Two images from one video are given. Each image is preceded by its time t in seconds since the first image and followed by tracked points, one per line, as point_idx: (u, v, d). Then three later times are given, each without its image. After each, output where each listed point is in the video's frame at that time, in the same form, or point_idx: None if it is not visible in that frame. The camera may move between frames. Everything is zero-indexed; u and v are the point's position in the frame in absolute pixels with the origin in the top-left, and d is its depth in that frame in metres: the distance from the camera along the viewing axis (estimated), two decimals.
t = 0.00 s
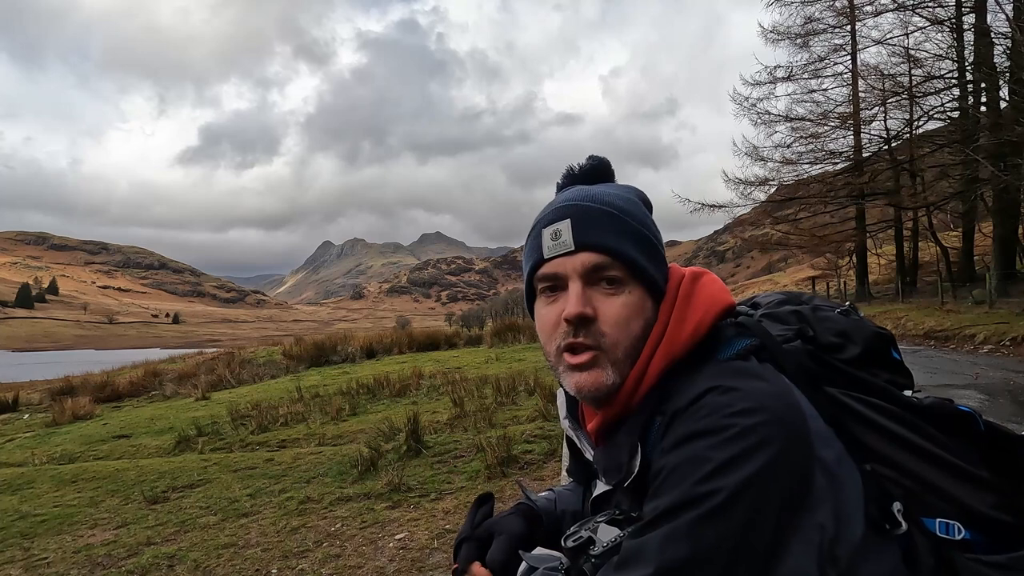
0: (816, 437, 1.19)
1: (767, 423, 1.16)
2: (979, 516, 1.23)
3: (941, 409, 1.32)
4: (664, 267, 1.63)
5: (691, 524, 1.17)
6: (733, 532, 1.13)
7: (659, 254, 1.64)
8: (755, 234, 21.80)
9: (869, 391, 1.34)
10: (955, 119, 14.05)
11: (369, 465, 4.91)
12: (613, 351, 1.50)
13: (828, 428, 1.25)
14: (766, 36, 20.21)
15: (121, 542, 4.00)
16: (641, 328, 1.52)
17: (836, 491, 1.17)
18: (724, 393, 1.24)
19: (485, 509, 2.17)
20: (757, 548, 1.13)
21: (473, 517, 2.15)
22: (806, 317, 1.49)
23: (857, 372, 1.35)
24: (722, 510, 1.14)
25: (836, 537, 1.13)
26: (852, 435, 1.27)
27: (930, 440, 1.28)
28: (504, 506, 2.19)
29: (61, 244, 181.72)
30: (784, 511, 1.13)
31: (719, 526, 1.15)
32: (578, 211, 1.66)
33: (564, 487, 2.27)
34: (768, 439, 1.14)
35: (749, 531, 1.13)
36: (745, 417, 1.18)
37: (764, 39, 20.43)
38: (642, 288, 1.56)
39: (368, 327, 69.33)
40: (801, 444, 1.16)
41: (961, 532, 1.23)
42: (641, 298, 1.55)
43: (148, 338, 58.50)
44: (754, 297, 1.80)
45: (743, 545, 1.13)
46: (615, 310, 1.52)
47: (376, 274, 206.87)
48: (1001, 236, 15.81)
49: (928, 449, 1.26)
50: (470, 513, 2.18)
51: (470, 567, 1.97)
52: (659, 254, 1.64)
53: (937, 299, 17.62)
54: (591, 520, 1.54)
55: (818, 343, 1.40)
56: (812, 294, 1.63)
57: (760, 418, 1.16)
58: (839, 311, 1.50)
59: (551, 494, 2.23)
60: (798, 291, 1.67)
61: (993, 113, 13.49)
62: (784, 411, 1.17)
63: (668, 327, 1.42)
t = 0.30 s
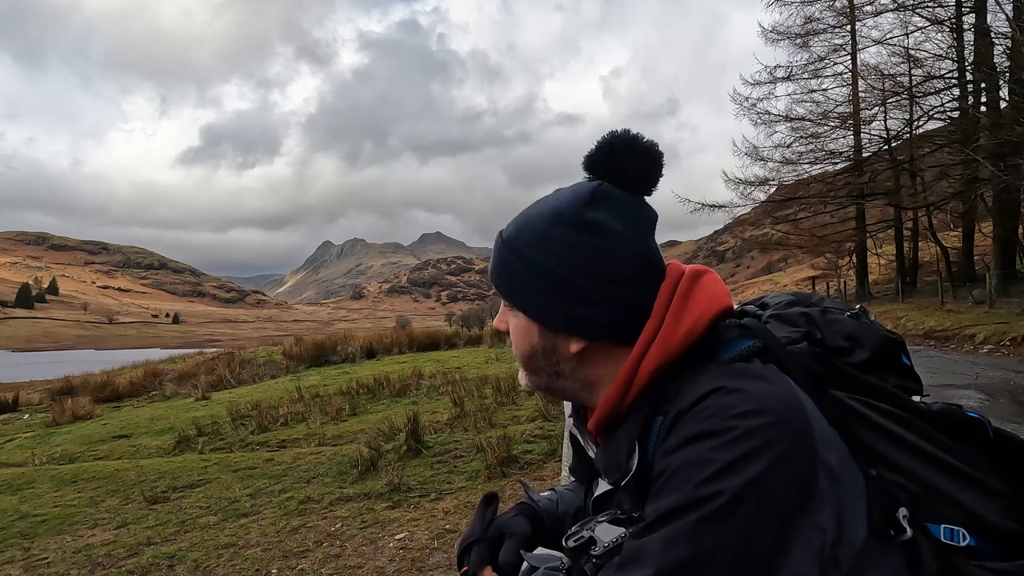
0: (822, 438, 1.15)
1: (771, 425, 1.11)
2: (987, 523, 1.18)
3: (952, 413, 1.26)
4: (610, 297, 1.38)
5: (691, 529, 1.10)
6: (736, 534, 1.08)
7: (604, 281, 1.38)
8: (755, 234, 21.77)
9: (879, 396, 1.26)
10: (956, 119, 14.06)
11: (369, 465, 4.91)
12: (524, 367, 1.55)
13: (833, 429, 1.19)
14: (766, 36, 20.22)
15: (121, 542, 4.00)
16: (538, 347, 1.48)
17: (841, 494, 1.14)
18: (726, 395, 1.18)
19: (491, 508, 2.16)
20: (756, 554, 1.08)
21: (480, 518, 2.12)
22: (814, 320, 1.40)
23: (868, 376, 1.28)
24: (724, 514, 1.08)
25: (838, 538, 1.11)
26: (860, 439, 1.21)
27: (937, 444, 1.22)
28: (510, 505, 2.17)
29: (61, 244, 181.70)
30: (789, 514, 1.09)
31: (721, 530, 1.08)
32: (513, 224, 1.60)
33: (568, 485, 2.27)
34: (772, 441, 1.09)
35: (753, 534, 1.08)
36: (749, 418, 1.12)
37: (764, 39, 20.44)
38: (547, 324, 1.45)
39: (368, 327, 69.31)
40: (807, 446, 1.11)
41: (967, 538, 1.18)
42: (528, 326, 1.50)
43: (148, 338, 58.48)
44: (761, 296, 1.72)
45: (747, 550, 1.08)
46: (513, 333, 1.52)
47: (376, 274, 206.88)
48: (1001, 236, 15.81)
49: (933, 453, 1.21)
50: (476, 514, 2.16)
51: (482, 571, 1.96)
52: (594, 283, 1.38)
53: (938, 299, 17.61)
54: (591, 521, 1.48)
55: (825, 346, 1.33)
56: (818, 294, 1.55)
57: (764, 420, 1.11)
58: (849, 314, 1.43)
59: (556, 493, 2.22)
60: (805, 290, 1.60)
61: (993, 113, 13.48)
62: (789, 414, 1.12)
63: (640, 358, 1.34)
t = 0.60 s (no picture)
0: (804, 431, 1.13)
1: (744, 417, 1.10)
2: (999, 539, 1.09)
3: (957, 424, 1.18)
4: (614, 295, 1.39)
5: (672, 524, 1.10)
6: (715, 528, 1.08)
7: (602, 280, 1.39)
8: (755, 233, 21.76)
9: (881, 401, 1.23)
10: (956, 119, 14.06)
11: (369, 465, 4.91)
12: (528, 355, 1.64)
13: (825, 430, 1.17)
14: (766, 36, 20.22)
15: (121, 542, 4.00)
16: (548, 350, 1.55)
17: (827, 491, 1.12)
18: (702, 387, 1.17)
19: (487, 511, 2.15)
20: (738, 550, 1.08)
21: (475, 526, 2.11)
22: (817, 322, 1.36)
23: (868, 380, 1.25)
24: (701, 507, 1.08)
25: (822, 533, 1.10)
26: (859, 443, 1.18)
27: (943, 453, 1.16)
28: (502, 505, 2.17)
29: (60, 244, 181.60)
30: (769, 510, 1.08)
31: (699, 525, 1.08)
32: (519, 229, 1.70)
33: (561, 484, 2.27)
34: (746, 432, 1.09)
35: (732, 532, 1.07)
36: (723, 410, 1.12)
37: (764, 39, 20.43)
38: (545, 324, 1.49)
39: (368, 327, 69.30)
40: (785, 437, 1.10)
41: (972, 551, 1.11)
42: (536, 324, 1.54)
43: (148, 338, 58.44)
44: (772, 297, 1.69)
45: (728, 551, 1.08)
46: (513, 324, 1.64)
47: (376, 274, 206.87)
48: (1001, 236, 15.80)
49: (937, 462, 1.15)
50: (472, 520, 2.15)
51: None
52: (591, 284, 1.40)
53: (937, 299, 17.60)
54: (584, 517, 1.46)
55: (826, 349, 1.29)
56: (829, 296, 1.52)
57: (738, 411, 1.11)
58: (857, 318, 1.39)
59: (549, 492, 2.23)
60: (817, 292, 1.56)
61: (993, 113, 13.48)
62: (763, 406, 1.11)
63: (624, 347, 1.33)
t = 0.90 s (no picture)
0: (790, 430, 1.13)
1: (726, 413, 1.10)
2: (1010, 545, 1.04)
3: (965, 427, 1.13)
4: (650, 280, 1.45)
5: (656, 521, 1.10)
6: (699, 525, 1.08)
7: (642, 265, 1.43)
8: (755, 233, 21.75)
9: (880, 401, 1.22)
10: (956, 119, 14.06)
11: (369, 465, 4.91)
12: (550, 349, 1.60)
13: (818, 427, 1.18)
14: (766, 36, 20.20)
15: (121, 542, 4.01)
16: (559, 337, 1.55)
17: (814, 488, 1.12)
18: (687, 384, 1.18)
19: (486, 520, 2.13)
20: (721, 549, 1.08)
21: (473, 538, 2.07)
22: (817, 320, 1.35)
23: (866, 380, 1.24)
24: (682, 504, 1.08)
25: (808, 530, 1.10)
26: (855, 442, 1.19)
27: (949, 455, 1.12)
28: (498, 514, 2.14)
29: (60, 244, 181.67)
30: (752, 508, 1.08)
31: (682, 521, 1.09)
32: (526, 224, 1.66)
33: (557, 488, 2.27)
34: (726, 430, 1.09)
35: (717, 529, 1.07)
36: (706, 408, 1.12)
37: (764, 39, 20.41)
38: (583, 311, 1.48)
39: (367, 327, 69.32)
40: (768, 436, 1.10)
41: (980, 556, 1.06)
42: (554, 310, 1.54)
43: (148, 338, 58.44)
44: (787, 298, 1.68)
45: (711, 549, 1.07)
46: (536, 318, 1.59)
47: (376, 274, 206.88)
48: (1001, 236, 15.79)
49: (937, 463, 1.12)
50: (470, 530, 2.12)
51: None
52: (633, 268, 1.44)
53: (938, 299, 17.59)
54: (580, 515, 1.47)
55: (823, 348, 1.30)
56: (838, 295, 1.49)
57: (721, 407, 1.11)
58: (860, 316, 1.37)
59: (546, 495, 2.22)
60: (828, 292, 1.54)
61: (993, 113, 13.48)
62: (746, 402, 1.11)
63: (618, 332, 1.33)
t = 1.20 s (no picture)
0: (805, 435, 1.13)
1: (746, 419, 1.09)
2: (1012, 543, 1.06)
3: (970, 425, 1.13)
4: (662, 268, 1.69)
5: (674, 524, 1.11)
6: (715, 530, 1.08)
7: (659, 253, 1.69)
8: (755, 233, 21.66)
9: (888, 401, 1.21)
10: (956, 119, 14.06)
11: (369, 465, 4.91)
12: (600, 345, 1.48)
13: (830, 430, 1.18)
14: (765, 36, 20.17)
15: (122, 542, 4.01)
16: (624, 322, 1.49)
17: (829, 492, 1.11)
18: (705, 389, 1.17)
19: (489, 521, 2.13)
20: (736, 553, 1.08)
21: (477, 538, 2.07)
22: (823, 319, 1.35)
23: (878, 382, 1.22)
24: (700, 508, 1.09)
25: (824, 536, 1.09)
26: (867, 443, 1.18)
27: (955, 455, 1.13)
28: (501, 515, 2.14)
29: (60, 244, 181.64)
30: (766, 512, 1.08)
31: (698, 525, 1.09)
32: (546, 219, 1.65)
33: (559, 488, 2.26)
34: (745, 437, 1.08)
35: (730, 531, 1.08)
36: (725, 413, 1.11)
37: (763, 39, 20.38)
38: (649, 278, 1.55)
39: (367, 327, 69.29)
40: (783, 442, 1.09)
41: (983, 553, 1.08)
42: (623, 290, 1.51)
43: (148, 338, 58.42)
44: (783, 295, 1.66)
45: (723, 550, 1.08)
46: (596, 305, 1.50)
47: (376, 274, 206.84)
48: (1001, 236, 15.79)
49: (944, 463, 1.12)
50: (474, 532, 2.11)
51: None
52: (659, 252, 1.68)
53: (938, 299, 17.58)
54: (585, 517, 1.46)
55: (832, 348, 1.28)
56: (839, 293, 1.48)
57: (739, 413, 1.10)
58: (864, 315, 1.36)
59: (549, 495, 2.21)
60: (828, 291, 1.53)
61: (993, 113, 13.47)
62: (763, 407, 1.10)
63: (640, 346, 1.36)
